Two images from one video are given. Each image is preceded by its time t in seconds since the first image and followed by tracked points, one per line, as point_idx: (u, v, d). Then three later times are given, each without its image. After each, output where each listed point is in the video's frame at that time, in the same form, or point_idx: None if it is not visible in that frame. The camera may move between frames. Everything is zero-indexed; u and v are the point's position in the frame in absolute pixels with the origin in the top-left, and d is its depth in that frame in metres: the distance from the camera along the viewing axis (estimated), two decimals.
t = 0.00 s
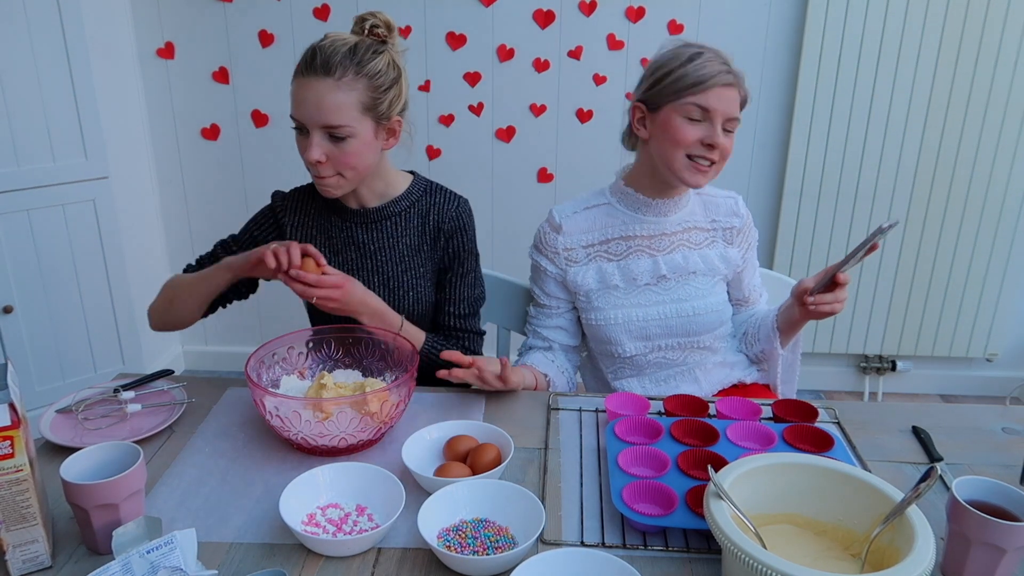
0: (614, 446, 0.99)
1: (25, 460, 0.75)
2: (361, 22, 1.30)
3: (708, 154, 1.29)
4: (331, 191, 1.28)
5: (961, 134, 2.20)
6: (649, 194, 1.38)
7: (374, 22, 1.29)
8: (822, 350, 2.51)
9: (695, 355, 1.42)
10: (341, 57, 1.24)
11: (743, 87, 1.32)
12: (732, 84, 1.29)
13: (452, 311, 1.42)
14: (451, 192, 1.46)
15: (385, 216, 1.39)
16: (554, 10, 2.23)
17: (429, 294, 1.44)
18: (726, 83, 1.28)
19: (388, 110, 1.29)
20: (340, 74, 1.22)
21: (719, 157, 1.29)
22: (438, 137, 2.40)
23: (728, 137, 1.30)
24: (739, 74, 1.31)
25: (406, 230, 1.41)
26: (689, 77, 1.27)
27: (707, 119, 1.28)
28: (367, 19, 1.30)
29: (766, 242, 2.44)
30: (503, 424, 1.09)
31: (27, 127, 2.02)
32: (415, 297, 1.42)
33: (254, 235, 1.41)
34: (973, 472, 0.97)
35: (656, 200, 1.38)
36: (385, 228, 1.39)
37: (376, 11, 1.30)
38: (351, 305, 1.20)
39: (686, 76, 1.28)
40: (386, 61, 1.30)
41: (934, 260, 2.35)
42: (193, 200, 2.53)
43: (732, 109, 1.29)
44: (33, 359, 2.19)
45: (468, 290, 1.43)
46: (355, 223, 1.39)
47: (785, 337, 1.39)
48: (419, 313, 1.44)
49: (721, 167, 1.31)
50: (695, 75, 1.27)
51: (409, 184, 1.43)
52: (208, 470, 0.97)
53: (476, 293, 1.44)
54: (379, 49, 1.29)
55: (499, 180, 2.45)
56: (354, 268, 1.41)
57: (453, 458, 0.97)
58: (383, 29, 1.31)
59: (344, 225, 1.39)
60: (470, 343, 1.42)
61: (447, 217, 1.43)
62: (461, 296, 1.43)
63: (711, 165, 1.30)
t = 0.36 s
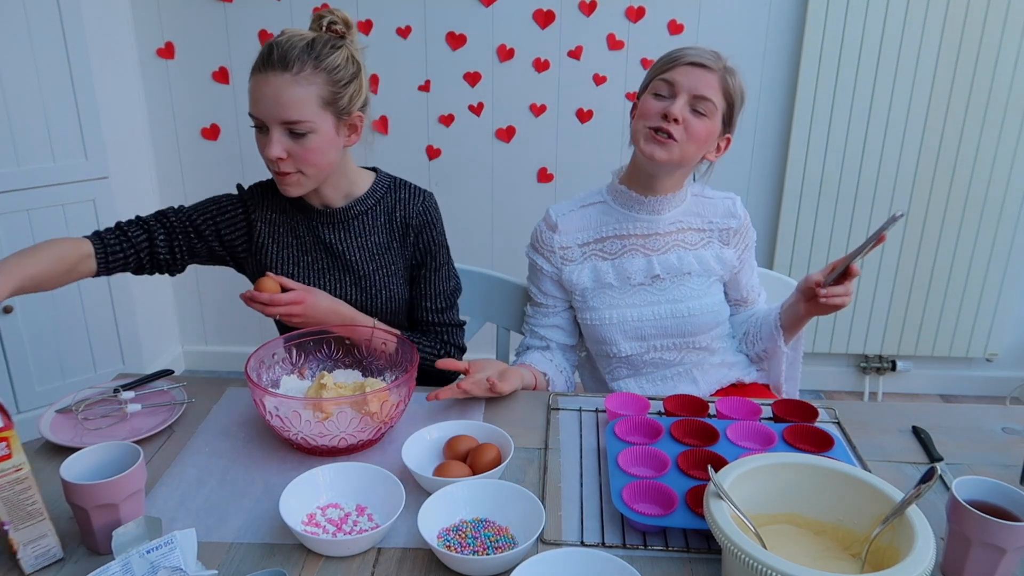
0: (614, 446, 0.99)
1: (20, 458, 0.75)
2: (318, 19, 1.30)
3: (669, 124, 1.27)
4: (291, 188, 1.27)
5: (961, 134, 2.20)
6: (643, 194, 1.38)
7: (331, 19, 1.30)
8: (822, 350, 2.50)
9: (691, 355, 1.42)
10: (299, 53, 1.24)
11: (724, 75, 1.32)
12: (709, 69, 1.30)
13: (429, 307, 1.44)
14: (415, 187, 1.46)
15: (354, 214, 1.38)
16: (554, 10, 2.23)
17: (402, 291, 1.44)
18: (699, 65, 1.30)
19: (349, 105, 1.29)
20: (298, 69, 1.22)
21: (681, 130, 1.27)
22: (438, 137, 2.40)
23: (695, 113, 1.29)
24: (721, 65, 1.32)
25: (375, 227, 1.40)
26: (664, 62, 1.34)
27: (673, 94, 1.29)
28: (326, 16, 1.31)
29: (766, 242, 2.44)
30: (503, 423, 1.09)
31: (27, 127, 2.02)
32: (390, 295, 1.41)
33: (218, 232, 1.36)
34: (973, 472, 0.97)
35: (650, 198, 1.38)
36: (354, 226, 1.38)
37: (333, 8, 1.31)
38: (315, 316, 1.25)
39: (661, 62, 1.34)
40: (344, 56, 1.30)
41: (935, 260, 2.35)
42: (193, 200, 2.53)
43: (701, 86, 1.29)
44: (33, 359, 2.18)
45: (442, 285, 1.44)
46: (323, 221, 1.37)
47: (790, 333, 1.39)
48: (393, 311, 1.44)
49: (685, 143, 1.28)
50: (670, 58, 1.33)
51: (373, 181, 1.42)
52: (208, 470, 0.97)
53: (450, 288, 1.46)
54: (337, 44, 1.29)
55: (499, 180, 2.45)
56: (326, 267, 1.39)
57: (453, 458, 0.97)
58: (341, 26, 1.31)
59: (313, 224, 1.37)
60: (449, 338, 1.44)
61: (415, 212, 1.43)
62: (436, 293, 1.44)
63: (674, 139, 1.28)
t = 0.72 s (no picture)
0: (614, 446, 0.99)
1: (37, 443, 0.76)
2: (307, 18, 1.30)
3: (700, 150, 1.29)
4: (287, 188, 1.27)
5: (961, 134, 2.20)
6: (644, 191, 1.38)
7: (320, 17, 1.30)
8: (822, 350, 2.50)
9: (694, 351, 1.42)
10: (292, 53, 1.24)
11: (733, 81, 1.31)
12: (724, 82, 1.28)
13: (421, 309, 1.44)
14: (409, 188, 1.46)
15: (348, 214, 1.38)
16: (554, 9, 2.23)
17: (394, 292, 1.44)
18: (718, 80, 1.28)
19: (339, 102, 1.29)
20: (288, 67, 1.22)
21: (711, 155, 1.30)
22: (438, 137, 2.40)
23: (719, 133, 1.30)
24: (730, 69, 1.30)
25: (368, 228, 1.40)
26: (682, 73, 1.28)
27: (699, 115, 1.28)
28: (313, 15, 1.31)
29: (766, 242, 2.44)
30: (502, 423, 1.09)
31: (27, 127, 2.01)
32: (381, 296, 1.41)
33: (212, 229, 1.36)
34: (973, 472, 0.97)
35: (652, 195, 1.38)
36: (347, 226, 1.38)
37: (321, 6, 1.31)
38: (303, 318, 1.25)
39: (676, 74, 1.28)
40: (334, 53, 1.29)
41: (934, 259, 2.35)
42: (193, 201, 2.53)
43: (721, 104, 1.28)
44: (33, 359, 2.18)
45: (435, 287, 1.45)
46: (316, 221, 1.37)
47: (778, 332, 1.38)
48: (385, 312, 1.44)
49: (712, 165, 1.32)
50: (687, 73, 1.27)
51: (367, 181, 1.42)
52: (209, 470, 0.97)
53: (442, 289, 1.46)
54: (326, 41, 1.29)
55: (499, 180, 2.44)
56: (318, 267, 1.39)
57: (453, 458, 0.97)
58: (330, 24, 1.31)
59: (306, 223, 1.37)
60: (440, 340, 1.43)
61: (408, 213, 1.43)
62: (428, 294, 1.44)
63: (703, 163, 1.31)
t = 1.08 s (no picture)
0: (614, 446, 0.99)
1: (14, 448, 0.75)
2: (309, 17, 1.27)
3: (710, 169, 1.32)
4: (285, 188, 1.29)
5: (961, 134, 2.20)
6: (643, 189, 1.39)
7: (322, 17, 1.27)
8: (822, 350, 2.50)
9: (693, 348, 1.42)
10: (288, 59, 1.22)
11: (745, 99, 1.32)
12: (742, 102, 1.28)
13: (423, 311, 1.43)
14: (417, 189, 1.45)
15: (351, 212, 1.38)
16: (554, 9, 2.23)
17: (395, 292, 1.43)
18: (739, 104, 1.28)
19: (336, 103, 1.27)
20: (282, 71, 1.21)
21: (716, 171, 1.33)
22: (438, 137, 2.40)
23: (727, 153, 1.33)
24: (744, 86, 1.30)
25: (372, 228, 1.40)
26: (711, 98, 1.25)
27: (716, 137, 1.29)
28: (316, 14, 1.27)
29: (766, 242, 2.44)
30: (502, 423, 1.09)
31: (27, 127, 2.01)
32: (382, 296, 1.41)
33: (220, 214, 1.39)
34: (973, 472, 0.97)
35: (650, 194, 1.39)
36: (351, 225, 1.38)
37: (322, 3, 1.27)
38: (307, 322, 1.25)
39: (703, 96, 1.25)
40: (330, 53, 1.28)
41: (935, 259, 2.35)
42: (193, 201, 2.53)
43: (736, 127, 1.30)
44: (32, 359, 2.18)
45: (438, 289, 1.44)
46: (320, 217, 1.38)
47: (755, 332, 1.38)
48: (386, 310, 1.44)
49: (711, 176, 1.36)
50: (714, 97, 1.25)
51: (373, 181, 1.41)
52: (208, 470, 0.97)
53: (447, 291, 1.45)
54: (324, 42, 1.27)
55: (499, 181, 2.44)
56: (320, 263, 1.39)
57: (453, 459, 0.97)
58: (331, 22, 1.28)
59: (310, 219, 1.38)
60: (441, 341, 1.43)
61: (413, 215, 1.42)
62: (431, 296, 1.43)
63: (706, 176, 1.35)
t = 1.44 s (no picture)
0: (614, 446, 0.99)
1: None
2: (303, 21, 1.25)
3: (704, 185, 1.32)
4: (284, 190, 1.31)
5: (961, 134, 2.20)
6: (638, 190, 1.39)
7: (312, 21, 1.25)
8: (822, 350, 2.50)
9: (695, 346, 1.42)
10: (266, 66, 1.20)
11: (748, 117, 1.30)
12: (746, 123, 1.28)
13: (426, 310, 1.43)
14: (422, 189, 1.44)
15: (354, 209, 1.38)
16: (554, 9, 2.23)
17: (397, 290, 1.43)
18: (742, 126, 1.27)
19: (318, 107, 1.25)
20: (259, 80, 1.20)
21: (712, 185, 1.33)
22: (438, 137, 2.40)
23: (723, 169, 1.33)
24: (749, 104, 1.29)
25: (376, 226, 1.39)
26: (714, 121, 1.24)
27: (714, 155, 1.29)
28: (311, 18, 1.25)
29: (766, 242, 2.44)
30: (502, 423, 1.09)
31: (27, 127, 2.02)
32: (383, 294, 1.41)
33: (231, 202, 1.40)
34: (973, 472, 0.97)
35: (644, 194, 1.39)
36: (354, 222, 1.38)
37: (312, 2, 1.24)
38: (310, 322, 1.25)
39: (706, 119, 1.24)
40: (310, 57, 1.24)
41: (935, 259, 2.35)
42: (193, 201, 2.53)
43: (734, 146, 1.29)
44: (32, 359, 2.18)
45: (441, 289, 1.44)
46: (324, 214, 1.38)
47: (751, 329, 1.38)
48: (388, 309, 1.43)
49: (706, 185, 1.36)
50: (718, 119, 1.24)
51: (378, 179, 1.42)
52: (208, 470, 0.97)
53: (451, 290, 1.45)
54: (305, 45, 1.24)
55: (499, 181, 2.44)
56: (323, 259, 1.39)
57: (454, 459, 0.97)
58: (320, 24, 1.25)
59: (314, 215, 1.38)
60: (442, 340, 1.43)
61: (417, 214, 1.41)
62: (435, 295, 1.43)
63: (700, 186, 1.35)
